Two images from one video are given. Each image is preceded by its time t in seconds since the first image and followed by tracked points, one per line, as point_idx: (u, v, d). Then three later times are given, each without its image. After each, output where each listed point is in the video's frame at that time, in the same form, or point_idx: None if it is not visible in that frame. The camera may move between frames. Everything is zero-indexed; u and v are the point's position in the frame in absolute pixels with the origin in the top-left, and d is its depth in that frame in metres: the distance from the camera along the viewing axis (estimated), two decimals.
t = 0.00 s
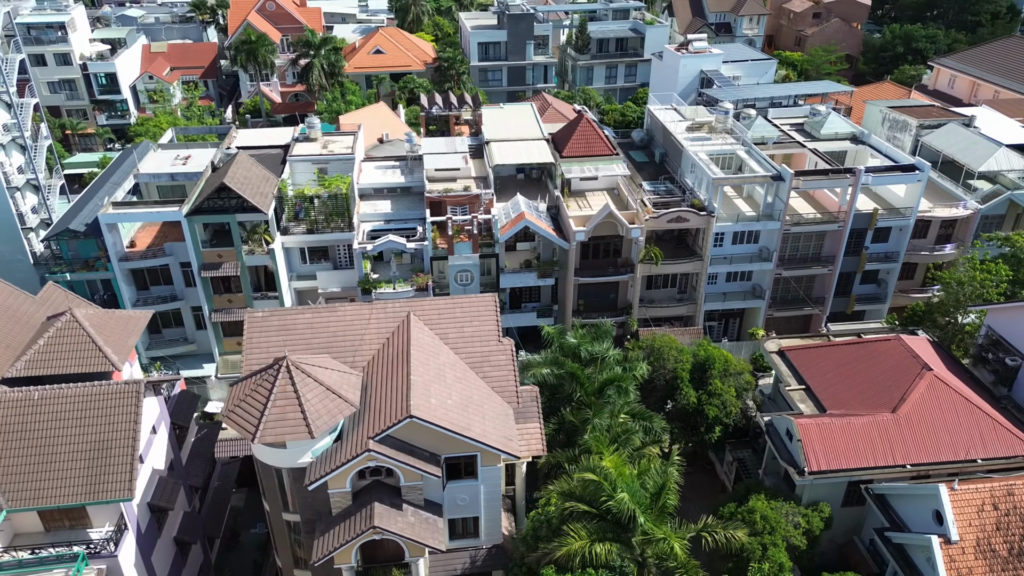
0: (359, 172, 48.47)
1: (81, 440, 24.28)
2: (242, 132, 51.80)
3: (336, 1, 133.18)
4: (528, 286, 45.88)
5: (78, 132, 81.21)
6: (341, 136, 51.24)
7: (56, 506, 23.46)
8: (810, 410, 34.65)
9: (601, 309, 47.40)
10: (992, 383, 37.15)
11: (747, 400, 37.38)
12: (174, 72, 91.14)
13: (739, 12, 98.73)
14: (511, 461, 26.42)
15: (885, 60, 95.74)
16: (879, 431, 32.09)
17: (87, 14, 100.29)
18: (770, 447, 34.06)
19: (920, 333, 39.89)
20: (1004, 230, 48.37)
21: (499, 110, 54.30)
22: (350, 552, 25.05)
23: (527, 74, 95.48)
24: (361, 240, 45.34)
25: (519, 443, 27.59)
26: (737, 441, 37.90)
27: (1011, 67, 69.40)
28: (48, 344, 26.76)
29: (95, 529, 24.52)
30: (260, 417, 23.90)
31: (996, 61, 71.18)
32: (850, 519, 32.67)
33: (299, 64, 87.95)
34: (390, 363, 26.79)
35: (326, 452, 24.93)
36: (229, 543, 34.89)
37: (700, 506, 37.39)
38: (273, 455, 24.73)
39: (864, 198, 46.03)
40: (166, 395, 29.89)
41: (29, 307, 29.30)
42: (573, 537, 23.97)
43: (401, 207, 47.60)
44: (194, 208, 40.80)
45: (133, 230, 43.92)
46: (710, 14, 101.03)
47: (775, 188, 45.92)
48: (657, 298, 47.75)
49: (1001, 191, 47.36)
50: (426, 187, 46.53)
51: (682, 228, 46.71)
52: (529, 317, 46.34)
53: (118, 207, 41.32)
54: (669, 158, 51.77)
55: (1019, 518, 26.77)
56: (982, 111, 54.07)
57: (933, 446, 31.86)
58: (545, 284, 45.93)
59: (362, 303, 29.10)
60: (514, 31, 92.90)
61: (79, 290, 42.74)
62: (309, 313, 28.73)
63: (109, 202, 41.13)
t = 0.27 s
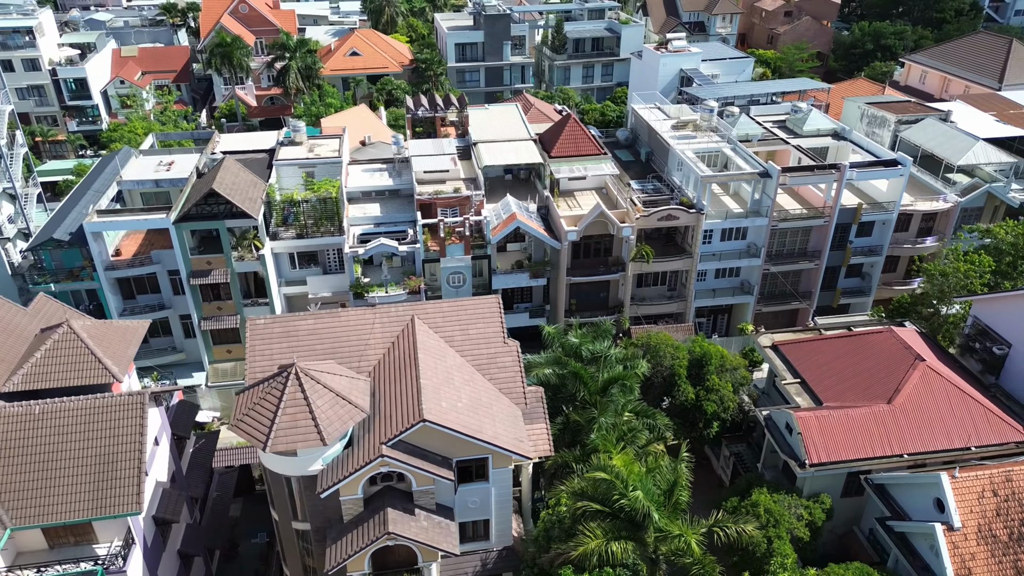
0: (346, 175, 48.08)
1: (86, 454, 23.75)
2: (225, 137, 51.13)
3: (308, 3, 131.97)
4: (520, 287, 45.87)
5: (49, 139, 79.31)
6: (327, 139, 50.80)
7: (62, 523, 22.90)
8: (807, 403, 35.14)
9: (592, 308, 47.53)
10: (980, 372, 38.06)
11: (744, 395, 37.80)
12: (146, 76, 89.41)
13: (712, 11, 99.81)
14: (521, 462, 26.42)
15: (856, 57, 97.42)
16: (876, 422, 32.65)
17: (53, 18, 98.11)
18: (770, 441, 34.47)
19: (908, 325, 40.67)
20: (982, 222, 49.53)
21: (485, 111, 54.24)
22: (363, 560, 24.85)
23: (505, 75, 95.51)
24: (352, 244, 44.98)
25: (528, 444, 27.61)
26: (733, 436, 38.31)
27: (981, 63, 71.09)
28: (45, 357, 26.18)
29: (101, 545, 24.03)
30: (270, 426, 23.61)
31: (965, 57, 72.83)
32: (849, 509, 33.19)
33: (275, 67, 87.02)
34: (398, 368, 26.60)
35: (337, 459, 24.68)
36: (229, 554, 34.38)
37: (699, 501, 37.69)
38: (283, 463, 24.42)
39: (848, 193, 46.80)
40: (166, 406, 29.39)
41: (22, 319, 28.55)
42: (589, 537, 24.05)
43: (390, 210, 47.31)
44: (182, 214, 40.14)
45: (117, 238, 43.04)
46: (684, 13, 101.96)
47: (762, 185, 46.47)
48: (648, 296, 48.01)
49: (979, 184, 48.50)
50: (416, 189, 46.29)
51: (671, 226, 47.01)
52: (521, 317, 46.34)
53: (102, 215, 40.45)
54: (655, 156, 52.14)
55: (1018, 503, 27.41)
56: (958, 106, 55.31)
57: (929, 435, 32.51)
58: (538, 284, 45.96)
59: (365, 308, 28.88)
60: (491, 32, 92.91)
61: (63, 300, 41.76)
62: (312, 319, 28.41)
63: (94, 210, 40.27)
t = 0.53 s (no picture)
0: (334, 178, 47.67)
1: (91, 468, 23.24)
2: (208, 142, 50.51)
3: (279, 5, 130.57)
4: (513, 288, 45.84)
5: (19, 146, 77.41)
6: (312, 143, 50.33)
7: (69, 539, 22.33)
8: (804, 397, 35.61)
9: (584, 308, 47.62)
10: (969, 362, 38.92)
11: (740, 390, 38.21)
12: (117, 81, 87.67)
13: (687, 10, 100.70)
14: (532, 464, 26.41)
15: (828, 55, 98.89)
16: (873, 414, 33.18)
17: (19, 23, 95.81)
18: (769, 435, 34.86)
19: (897, 318, 41.42)
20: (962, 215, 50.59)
21: (471, 112, 54.12)
22: (377, 567, 24.65)
23: (483, 75, 95.37)
24: (342, 248, 44.62)
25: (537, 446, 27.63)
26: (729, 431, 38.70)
27: (952, 59, 72.65)
28: (43, 371, 25.66)
29: (109, 561, 23.55)
30: (281, 435, 23.32)
31: (937, 54, 74.29)
32: (848, 501, 33.69)
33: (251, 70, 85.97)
34: (405, 372, 26.42)
35: (348, 466, 24.45)
36: (230, 565, 33.87)
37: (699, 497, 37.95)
38: (294, 472, 24.15)
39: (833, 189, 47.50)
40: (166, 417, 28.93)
41: (17, 332, 27.91)
42: (604, 536, 24.11)
43: (379, 213, 47.00)
44: (170, 222, 39.51)
45: (102, 246, 42.19)
46: (659, 12, 102.67)
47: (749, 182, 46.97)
48: (639, 294, 48.24)
49: (958, 178, 49.56)
50: (405, 192, 46.03)
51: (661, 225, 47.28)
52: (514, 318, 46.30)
53: (87, 223, 39.63)
54: (642, 155, 52.44)
55: (1016, 490, 28.08)
56: (934, 102, 56.44)
57: (924, 426, 33.12)
58: (530, 285, 45.96)
59: (368, 313, 28.64)
60: (468, 33, 92.80)
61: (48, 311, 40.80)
62: (315, 325, 28.12)
63: (78, 218, 39.46)
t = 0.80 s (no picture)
0: (323, 182, 47.23)
1: (97, 482, 22.73)
2: (191, 147, 49.84)
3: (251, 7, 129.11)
4: (505, 289, 45.80)
5: None
6: (298, 147, 49.83)
7: (77, 556, 21.83)
8: (801, 391, 36.05)
9: (576, 307, 47.73)
10: (956, 352, 39.81)
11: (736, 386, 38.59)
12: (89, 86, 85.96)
13: (662, 9, 101.54)
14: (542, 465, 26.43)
15: (800, 52, 100.33)
16: (870, 406, 33.72)
17: None
18: (767, 430, 35.23)
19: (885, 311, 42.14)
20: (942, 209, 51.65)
21: (457, 114, 53.97)
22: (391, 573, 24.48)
23: (461, 76, 95.24)
24: (334, 252, 44.37)
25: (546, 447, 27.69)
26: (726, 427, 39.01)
27: (924, 56, 74.15)
28: (42, 385, 25.10)
29: None
30: (293, 443, 23.05)
31: (909, 51, 75.75)
32: (847, 492, 34.20)
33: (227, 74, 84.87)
34: (413, 377, 26.27)
35: (360, 473, 24.25)
36: None
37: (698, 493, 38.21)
38: (305, 481, 23.90)
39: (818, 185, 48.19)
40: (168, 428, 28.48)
41: (10, 346, 27.21)
42: (619, 535, 24.22)
43: (369, 216, 46.70)
44: (159, 229, 38.91)
45: (87, 256, 41.35)
46: (634, 11, 103.34)
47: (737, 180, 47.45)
48: (630, 292, 48.47)
49: (938, 173, 50.58)
50: (396, 195, 45.77)
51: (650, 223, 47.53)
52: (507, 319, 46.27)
53: (73, 232, 38.83)
54: (629, 154, 52.71)
55: (1013, 478, 28.73)
56: (911, 98, 57.57)
57: (919, 416, 33.77)
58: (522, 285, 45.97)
59: (372, 317, 28.41)
60: (446, 34, 92.68)
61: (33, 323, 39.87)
62: (318, 331, 27.81)
63: (64, 227, 38.62)
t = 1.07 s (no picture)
0: (311, 186, 46.78)
1: (106, 497, 22.33)
2: (175, 153, 49.08)
3: (222, 8, 127.37)
4: (498, 290, 45.78)
5: None
6: (285, 150, 49.32)
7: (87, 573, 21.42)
8: (797, 385, 36.52)
9: (568, 307, 47.84)
10: (944, 344, 40.62)
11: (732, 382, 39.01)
12: (60, 91, 84.25)
13: (639, 8, 102.28)
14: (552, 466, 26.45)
15: (775, 50, 101.59)
16: (866, 399, 34.27)
17: None
18: (766, 424, 35.62)
19: (874, 304, 42.87)
20: (923, 203, 52.64)
21: (443, 115, 53.81)
22: None
23: (440, 77, 95.02)
24: (325, 257, 43.97)
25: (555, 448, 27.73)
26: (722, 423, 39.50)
27: (897, 52, 75.50)
28: (43, 398, 24.56)
29: None
30: (305, 451, 22.81)
31: (883, 48, 77.05)
32: (845, 484, 34.73)
33: (203, 77, 83.73)
34: (421, 381, 26.14)
35: (372, 480, 24.08)
36: None
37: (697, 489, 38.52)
38: (318, 488, 23.67)
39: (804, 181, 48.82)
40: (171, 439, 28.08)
41: (7, 358, 26.58)
42: (633, 534, 24.39)
43: (359, 220, 46.37)
44: (148, 236, 38.27)
45: (73, 264, 40.49)
46: (611, 11, 103.89)
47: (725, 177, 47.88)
48: (621, 291, 48.71)
49: (919, 167, 51.55)
50: (386, 198, 45.49)
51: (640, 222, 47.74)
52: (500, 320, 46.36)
53: (59, 241, 38.01)
54: (616, 154, 52.97)
55: (1009, 465, 29.38)
56: (890, 95, 58.61)
57: (913, 407, 34.43)
58: (515, 286, 45.96)
59: (376, 321, 28.21)
60: (424, 35, 92.46)
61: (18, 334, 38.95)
62: (322, 337, 27.54)
63: (50, 236, 37.79)
